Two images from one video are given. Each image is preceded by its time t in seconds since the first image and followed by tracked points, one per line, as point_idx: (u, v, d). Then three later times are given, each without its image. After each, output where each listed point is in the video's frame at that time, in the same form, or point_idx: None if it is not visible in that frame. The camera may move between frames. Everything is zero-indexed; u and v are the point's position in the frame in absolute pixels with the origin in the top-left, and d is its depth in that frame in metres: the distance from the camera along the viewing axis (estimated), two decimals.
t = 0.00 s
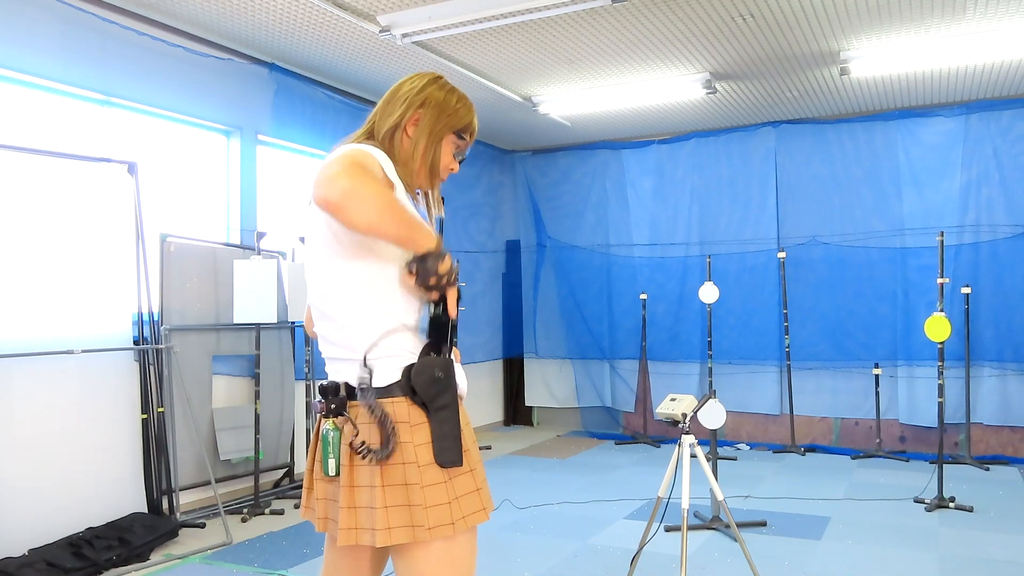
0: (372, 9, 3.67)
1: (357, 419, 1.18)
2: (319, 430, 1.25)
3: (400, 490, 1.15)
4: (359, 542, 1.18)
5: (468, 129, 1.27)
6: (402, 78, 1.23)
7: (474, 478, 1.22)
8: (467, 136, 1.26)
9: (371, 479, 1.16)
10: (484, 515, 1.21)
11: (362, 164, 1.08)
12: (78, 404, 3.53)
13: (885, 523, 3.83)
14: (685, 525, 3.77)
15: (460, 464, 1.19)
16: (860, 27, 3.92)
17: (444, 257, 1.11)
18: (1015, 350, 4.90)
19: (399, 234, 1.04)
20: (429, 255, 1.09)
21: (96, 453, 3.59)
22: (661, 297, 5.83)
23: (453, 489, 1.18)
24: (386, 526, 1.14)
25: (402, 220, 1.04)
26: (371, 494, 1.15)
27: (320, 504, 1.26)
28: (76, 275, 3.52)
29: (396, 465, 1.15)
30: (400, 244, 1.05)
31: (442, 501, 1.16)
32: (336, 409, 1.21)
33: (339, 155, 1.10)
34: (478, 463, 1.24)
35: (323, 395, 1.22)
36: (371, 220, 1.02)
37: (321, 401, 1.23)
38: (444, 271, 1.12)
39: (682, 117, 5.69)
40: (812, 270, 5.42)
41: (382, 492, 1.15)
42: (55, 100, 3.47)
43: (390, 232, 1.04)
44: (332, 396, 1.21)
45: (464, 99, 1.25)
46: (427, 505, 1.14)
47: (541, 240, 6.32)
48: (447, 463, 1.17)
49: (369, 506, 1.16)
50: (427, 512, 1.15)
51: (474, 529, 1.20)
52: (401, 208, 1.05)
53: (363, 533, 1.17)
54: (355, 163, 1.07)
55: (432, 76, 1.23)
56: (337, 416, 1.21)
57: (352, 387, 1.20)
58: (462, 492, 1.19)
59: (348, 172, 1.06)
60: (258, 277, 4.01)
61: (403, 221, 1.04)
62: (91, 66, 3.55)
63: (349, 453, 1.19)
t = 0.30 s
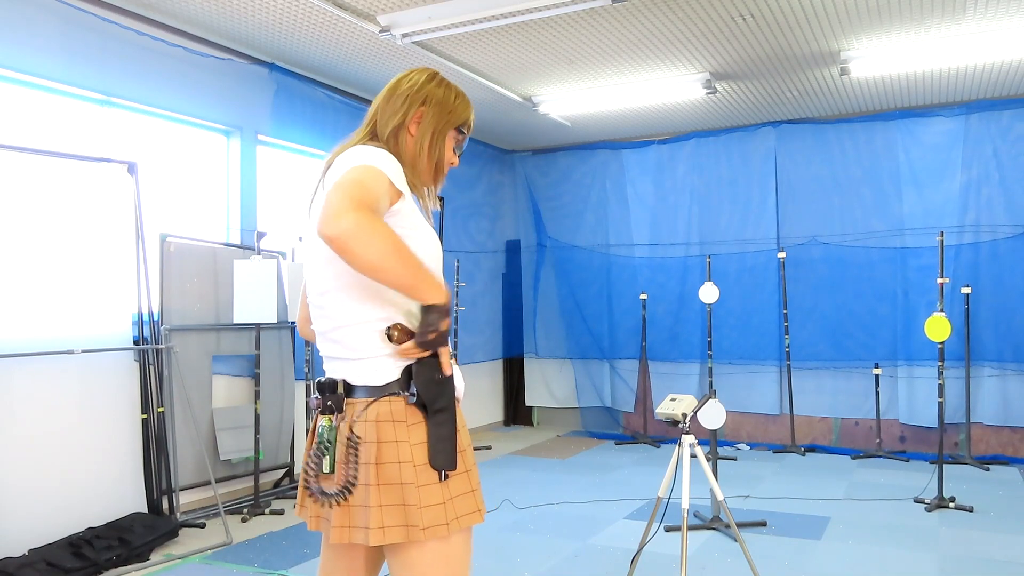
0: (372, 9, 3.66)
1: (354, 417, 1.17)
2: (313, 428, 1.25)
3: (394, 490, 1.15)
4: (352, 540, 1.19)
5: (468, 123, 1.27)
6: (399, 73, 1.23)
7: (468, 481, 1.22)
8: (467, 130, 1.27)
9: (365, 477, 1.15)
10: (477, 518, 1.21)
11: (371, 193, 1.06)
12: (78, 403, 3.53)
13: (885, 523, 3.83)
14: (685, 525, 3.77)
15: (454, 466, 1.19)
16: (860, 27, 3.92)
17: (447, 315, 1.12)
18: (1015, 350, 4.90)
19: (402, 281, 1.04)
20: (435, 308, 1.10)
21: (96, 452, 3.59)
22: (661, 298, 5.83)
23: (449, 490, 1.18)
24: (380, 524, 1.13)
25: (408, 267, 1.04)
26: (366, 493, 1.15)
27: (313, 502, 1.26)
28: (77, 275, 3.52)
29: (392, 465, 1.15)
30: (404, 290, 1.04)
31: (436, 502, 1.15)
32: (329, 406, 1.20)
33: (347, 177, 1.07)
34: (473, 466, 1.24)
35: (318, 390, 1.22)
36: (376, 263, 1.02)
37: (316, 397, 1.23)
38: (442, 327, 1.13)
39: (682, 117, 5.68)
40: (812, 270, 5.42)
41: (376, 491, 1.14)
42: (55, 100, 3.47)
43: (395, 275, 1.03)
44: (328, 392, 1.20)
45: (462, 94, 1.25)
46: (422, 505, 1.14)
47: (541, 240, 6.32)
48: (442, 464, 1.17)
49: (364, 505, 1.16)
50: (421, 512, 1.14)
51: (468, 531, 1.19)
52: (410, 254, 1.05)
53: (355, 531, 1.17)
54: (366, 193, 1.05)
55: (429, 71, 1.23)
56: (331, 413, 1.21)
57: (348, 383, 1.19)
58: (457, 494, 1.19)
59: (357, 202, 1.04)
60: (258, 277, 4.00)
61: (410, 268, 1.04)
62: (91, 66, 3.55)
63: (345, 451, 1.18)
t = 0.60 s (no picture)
0: (372, 9, 3.66)
1: (351, 414, 1.17)
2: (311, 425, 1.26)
3: (390, 488, 1.14)
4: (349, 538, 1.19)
5: (470, 119, 1.28)
6: (400, 72, 1.24)
7: (465, 481, 1.21)
8: (470, 125, 1.28)
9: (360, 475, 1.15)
10: (473, 519, 1.20)
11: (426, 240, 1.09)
12: (78, 404, 3.53)
13: (885, 523, 3.83)
14: (685, 525, 3.77)
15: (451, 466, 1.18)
16: (860, 27, 3.92)
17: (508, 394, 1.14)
18: (1015, 351, 4.90)
19: (467, 344, 1.08)
20: (496, 384, 1.12)
21: (96, 452, 3.59)
22: (661, 298, 5.83)
23: (445, 490, 1.17)
24: (375, 522, 1.13)
25: (474, 328, 1.09)
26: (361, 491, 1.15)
27: (309, 500, 1.27)
28: (77, 275, 3.52)
29: (387, 463, 1.14)
30: (466, 358, 1.09)
31: (432, 502, 1.15)
32: (327, 402, 1.21)
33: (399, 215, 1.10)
34: (470, 467, 1.22)
35: (318, 386, 1.23)
36: (443, 326, 1.07)
37: (315, 392, 1.24)
38: (506, 409, 1.13)
39: (682, 117, 5.68)
40: (812, 270, 5.42)
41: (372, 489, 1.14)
42: (55, 100, 3.47)
43: (463, 342, 1.08)
44: (326, 388, 1.21)
45: (464, 90, 1.27)
46: (417, 504, 1.13)
47: (541, 240, 6.32)
48: (438, 464, 1.16)
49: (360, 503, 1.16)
50: (416, 511, 1.13)
51: (463, 532, 1.18)
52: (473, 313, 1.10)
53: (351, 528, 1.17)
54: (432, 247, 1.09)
55: (429, 68, 1.24)
56: (329, 410, 1.21)
57: (347, 380, 1.19)
58: (453, 494, 1.18)
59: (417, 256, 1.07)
60: (258, 277, 4.00)
61: (476, 334, 1.09)
62: (91, 66, 3.55)
63: (343, 447, 1.18)
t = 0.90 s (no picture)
0: (372, 9, 3.66)
1: (358, 412, 1.17)
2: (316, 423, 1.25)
3: (397, 485, 1.14)
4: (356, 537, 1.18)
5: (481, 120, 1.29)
6: (411, 73, 1.24)
7: (471, 480, 1.21)
8: (481, 127, 1.29)
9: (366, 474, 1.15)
10: (479, 519, 1.19)
11: (422, 254, 1.10)
12: (78, 403, 3.53)
13: (885, 523, 3.83)
14: (685, 524, 3.77)
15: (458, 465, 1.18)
16: (860, 27, 3.92)
17: (467, 417, 1.15)
18: (1014, 351, 4.90)
19: (435, 365, 1.10)
20: (455, 406, 1.13)
21: (95, 452, 3.59)
22: (661, 298, 5.83)
23: (451, 489, 1.17)
24: (382, 520, 1.13)
25: (444, 351, 1.11)
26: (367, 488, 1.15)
27: (312, 500, 1.26)
28: (77, 275, 3.51)
29: (394, 461, 1.14)
30: (429, 377, 1.11)
31: (438, 500, 1.15)
32: (334, 400, 1.21)
33: (399, 220, 1.09)
34: (476, 467, 1.23)
35: (324, 382, 1.22)
36: (417, 344, 1.08)
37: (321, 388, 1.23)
38: (461, 430, 1.14)
39: (682, 117, 5.69)
40: (812, 270, 5.42)
41: (379, 487, 1.14)
42: (55, 100, 3.47)
43: (429, 364, 1.09)
44: (333, 385, 1.21)
45: (475, 92, 1.27)
46: (424, 502, 1.13)
47: (541, 239, 6.32)
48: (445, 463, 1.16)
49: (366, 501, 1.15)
50: (423, 509, 1.13)
51: (469, 531, 1.18)
52: (445, 335, 1.11)
53: (358, 526, 1.17)
54: (419, 261, 1.09)
55: (441, 70, 1.25)
56: (336, 407, 1.21)
57: (352, 378, 1.19)
58: (458, 493, 1.18)
59: (408, 270, 1.07)
60: (258, 277, 4.00)
61: (441, 359, 1.10)
62: (91, 66, 3.55)
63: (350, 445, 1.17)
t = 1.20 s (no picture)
0: (372, 9, 3.66)
1: (350, 412, 1.17)
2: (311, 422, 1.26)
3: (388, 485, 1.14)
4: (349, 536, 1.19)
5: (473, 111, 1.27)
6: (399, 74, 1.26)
7: (465, 481, 1.21)
8: (474, 117, 1.27)
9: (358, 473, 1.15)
10: (472, 520, 1.19)
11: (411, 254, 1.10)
12: (78, 403, 3.53)
13: (885, 523, 3.83)
14: (685, 525, 3.77)
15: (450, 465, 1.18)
16: (860, 27, 3.92)
17: (458, 417, 1.14)
18: (1015, 351, 4.90)
19: (422, 365, 1.09)
20: (445, 405, 1.12)
21: (95, 452, 3.59)
22: (662, 298, 5.83)
23: (443, 489, 1.17)
24: (373, 520, 1.13)
25: (432, 351, 1.10)
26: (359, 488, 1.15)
27: (308, 499, 1.27)
28: (77, 275, 3.51)
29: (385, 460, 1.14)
30: (417, 377, 1.10)
31: (430, 501, 1.14)
32: (326, 399, 1.21)
33: (387, 221, 1.09)
34: (470, 467, 1.22)
35: (319, 382, 1.22)
36: (401, 343, 1.08)
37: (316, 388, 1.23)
38: (451, 430, 1.13)
39: (682, 117, 5.69)
40: (813, 270, 5.42)
41: (371, 486, 1.14)
42: (55, 100, 3.47)
43: (416, 364, 1.09)
44: (327, 386, 1.21)
45: (465, 83, 1.26)
46: (416, 502, 1.13)
47: (541, 240, 6.33)
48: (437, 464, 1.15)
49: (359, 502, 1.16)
50: (414, 510, 1.13)
51: (463, 532, 1.18)
52: (433, 335, 1.11)
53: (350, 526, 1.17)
54: (407, 261, 1.09)
55: (428, 66, 1.25)
56: (329, 407, 1.21)
57: (346, 378, 1.19)
58: (451, 493, 1.17)
59: (394, 270, 1.07)
60: (258, 277, 4.00)
61: (429, 358, 1.10)
62: (91, 65, 3.55)
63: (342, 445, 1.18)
